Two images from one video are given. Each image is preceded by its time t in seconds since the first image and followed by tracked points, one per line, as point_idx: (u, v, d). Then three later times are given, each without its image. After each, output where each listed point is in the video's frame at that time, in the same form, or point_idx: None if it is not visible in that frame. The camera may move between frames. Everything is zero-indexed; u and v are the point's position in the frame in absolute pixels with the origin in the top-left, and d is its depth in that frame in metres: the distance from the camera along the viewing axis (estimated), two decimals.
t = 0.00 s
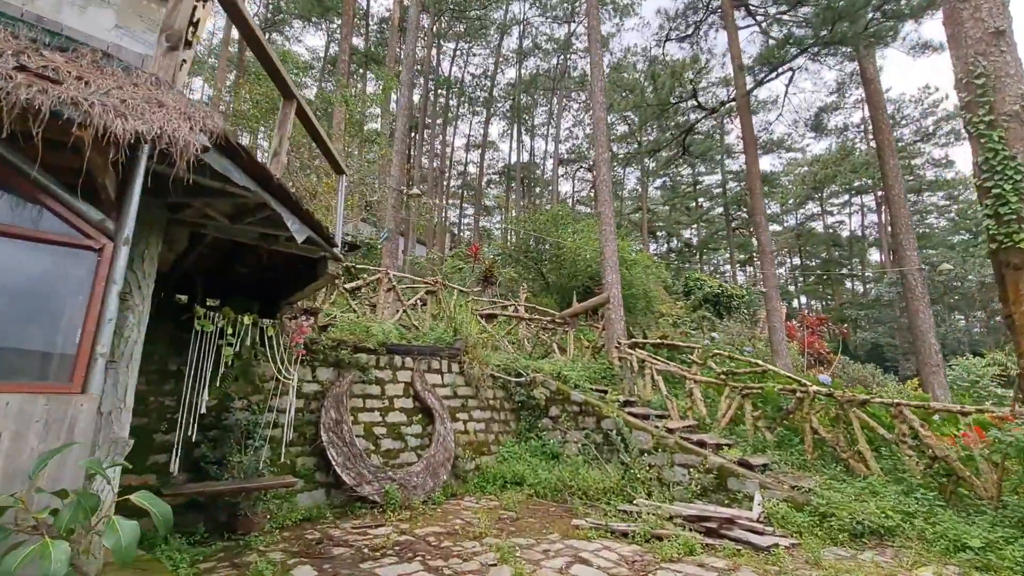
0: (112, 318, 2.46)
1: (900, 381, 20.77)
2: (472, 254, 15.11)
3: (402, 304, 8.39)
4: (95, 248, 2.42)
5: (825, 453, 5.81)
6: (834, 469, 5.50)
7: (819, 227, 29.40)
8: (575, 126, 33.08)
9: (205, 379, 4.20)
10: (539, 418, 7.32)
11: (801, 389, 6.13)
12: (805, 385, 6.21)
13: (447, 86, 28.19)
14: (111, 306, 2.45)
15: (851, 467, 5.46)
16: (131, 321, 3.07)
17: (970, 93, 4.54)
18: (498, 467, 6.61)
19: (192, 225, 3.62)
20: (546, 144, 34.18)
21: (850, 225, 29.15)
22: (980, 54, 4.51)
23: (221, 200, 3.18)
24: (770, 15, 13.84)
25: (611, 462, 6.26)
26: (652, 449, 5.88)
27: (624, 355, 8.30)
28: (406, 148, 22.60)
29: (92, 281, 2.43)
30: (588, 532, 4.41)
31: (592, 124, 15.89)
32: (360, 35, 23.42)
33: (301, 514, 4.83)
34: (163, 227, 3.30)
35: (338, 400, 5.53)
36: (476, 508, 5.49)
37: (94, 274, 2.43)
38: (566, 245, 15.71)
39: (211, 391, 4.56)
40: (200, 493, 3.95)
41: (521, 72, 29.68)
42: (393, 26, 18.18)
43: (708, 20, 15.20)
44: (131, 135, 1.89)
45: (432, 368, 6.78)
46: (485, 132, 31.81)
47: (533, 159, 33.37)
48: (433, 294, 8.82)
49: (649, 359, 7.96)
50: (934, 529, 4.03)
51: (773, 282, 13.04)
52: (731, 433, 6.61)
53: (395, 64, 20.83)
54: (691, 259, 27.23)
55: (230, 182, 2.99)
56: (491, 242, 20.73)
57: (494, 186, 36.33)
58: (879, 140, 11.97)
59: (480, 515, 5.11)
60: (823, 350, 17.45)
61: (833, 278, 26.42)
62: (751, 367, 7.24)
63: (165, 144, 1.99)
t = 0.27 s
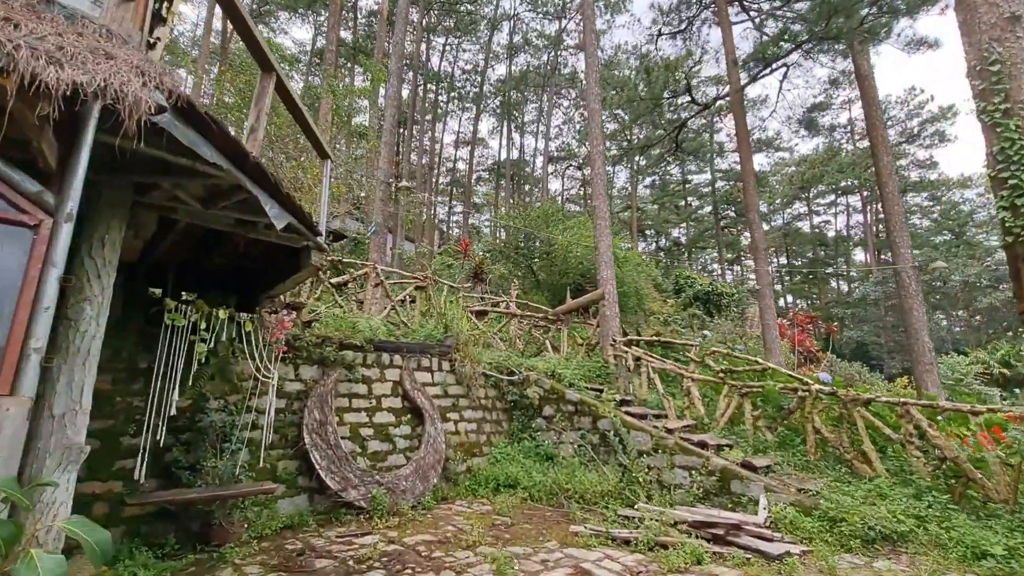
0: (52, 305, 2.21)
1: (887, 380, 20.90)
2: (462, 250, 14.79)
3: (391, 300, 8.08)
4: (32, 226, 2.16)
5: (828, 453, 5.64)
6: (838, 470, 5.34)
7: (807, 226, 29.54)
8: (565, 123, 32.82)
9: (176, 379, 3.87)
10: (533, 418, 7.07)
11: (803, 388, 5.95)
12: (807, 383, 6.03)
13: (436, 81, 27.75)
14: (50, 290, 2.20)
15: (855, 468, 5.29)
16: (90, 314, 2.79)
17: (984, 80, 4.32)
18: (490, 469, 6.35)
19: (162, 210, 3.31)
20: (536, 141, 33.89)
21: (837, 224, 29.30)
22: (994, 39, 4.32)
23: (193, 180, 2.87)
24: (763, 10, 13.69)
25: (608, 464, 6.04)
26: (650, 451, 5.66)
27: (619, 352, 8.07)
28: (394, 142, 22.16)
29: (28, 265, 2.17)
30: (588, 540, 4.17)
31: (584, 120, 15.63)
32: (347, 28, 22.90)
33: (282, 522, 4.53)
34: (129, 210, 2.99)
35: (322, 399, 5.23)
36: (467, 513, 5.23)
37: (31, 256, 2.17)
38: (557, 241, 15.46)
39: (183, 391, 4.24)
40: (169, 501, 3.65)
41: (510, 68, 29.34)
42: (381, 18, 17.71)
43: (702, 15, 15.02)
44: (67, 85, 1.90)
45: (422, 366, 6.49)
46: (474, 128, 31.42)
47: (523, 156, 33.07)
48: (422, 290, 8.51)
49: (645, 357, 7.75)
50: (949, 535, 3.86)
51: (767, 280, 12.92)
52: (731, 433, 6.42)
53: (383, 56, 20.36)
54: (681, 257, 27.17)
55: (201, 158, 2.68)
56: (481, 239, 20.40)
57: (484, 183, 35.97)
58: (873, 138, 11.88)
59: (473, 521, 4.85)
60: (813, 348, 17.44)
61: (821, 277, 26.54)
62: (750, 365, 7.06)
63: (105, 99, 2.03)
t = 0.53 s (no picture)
0: None
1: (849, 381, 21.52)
2: (435, 252, 14.44)
3: (360, 307, 7.73)
4: None
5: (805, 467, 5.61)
6: (815, 485, 5.31)
7: (774, 230, 30.23)
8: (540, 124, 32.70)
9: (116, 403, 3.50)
10: (507, 431, 6.85)
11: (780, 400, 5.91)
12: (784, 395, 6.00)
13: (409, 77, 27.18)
14: None
15: (832, 482, 5.28)
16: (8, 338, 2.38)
17: (965, 97, 4.35)
18: (463, 485, 6.12)
19: (96, 217, 2.94)
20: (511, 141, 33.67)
21: (803, 228, 30.07)
22: (975, 56, 4.32)
23: (127, 186, 2.55)
24: (737, 17, 13.81)
25: (585, 479, 5.88)
26: (629, 466, 5.52)
27: (596, 361, 7.94)
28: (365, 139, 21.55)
29: None
30: (568, 569, 3.99)
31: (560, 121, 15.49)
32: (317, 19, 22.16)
33: (239, 554, 4.20)
34: (55, 218, 2.63)
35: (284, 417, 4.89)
36: (440, 536, 4.99)
37: None
38: (532, 243, 15.28)
39: (127, 415, 3.86)
40: (108, 542, 3.29)
41: (486, 66, 29.01)
42: (353, 10, 17.15)
43: (678, 20, 15.06)
44: None
45: (393, 378, 6.20)
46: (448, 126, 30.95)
47: (497, 155, 32.79)
48: (393, 295, 8.18)
49: (621, 366, 7.63)
50: (929, 556, 3.82)
51: (739, 285, 13.02)
52: (708, 445, 6.36)
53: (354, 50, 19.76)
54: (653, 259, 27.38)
55: (134, 163, 2.35)
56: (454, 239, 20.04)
57: (457, 181, 35.54)
58: (843, 146, 12.09)
59: (446, 546, 4.62)
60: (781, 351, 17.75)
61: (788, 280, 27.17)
62: (727, 375, 7.01)
63: None
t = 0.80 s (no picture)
0: None
1: (796, 381, 22.50)
2: (395, 251, 14.07)
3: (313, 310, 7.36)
4: None
5: (759, 475, 5.70)
6: (768, 495, 5.40)
7: (728, 235, 31.28)
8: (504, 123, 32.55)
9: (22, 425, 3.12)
10: (466, 440, 6.67)
11: (737, 409, 5.98)
12: (740, 404, 6.08)
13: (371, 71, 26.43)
14: None
15: (785, 491, 5.38)
16: None
17: (916, 120, 4.49)
18: (419, 499, 5.90)
19: None
20: (475, 139, 33.39)
21: (756, 234, 31.24)
22: (926, 80, 4.48)
23: (32, 186, 2.24)
24: (699, 28, 14.08)
25: (544, 491, 5.78)
26: (589, 478, 5.44)
27: (557, 368, 7.86)
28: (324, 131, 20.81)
29: None
30: None
31: (525, 122, 15.39)
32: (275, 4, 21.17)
33: None
34: None
35: (225, 434, 4.54)
36: (393, 557, 4.77)
37: None
38: (494, 244, 15.12)
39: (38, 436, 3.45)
40: None
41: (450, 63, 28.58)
42: None
43: (642, 27, 15.22)
44: None
45: (345, 388, 5.90)
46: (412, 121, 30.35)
47: (461, 153, 32.42)
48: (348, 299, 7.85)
49: (582, 373, 7.59)
50: (878, 567, 3.88)
51: (697, 290, 13.27)
52: (666, 454, 6.38)
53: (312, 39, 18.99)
54: (613, 261, 27.74)
55: (37, 164, 2.06)
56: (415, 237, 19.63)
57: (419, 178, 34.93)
58: (796, 158, 12.53)
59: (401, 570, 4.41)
60: (733, 353, 18.30)
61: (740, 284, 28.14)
62: (685, 383, 7.07)
63: None
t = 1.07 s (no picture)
0: None
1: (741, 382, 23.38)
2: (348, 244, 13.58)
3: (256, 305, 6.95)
4: None
5: (708, 475, 5.79)
6: (716, 495, 5.48)
7: (681, 240, 32.20)
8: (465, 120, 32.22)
9: None
10: (416, 441, 6.46)
11: (688, 410, 6.05)
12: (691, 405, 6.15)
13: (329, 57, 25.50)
14: None
15: (731, 491, 5.48)
16: None
17: (864, 132, 4.65)
18: (365, 503, 5.65)
19: None
20: (435, 134, 32.88)
21: (707, 240, 32.31)
22: (873, 94, 4.64)
23: None
24: (659, 35, 14.33)
25: (495, 493, 5.65)
26: (542, 480, 5.36)
27: (512, 367, 7.76)
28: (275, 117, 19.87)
29: None
30: None
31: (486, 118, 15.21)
32: None
33: None
34: None
35: (149, 436, 4.16)
36: (335, 565, 4.52)
37: None
38: (452, 241, 14.86)
39: None
40: None
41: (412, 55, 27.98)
42: None
43: (605, 30, 15.34)
44: None
45: (288, 386, 5.58)
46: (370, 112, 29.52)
47: (420, 148, 31.83)
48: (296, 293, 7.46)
49: (537, 373, 7.50)
50: (819, 566, 3.98)
51: (652, 292, 13.50)
52: (618, 454, 6.39)
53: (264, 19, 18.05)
54: (571, 262, 27.96)
55: None
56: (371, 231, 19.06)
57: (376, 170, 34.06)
58: (748, 166, 12.94)
59: None
60: (683, 353, 18.79)
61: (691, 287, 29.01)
62: (639, 384, 7.12)
63: None
